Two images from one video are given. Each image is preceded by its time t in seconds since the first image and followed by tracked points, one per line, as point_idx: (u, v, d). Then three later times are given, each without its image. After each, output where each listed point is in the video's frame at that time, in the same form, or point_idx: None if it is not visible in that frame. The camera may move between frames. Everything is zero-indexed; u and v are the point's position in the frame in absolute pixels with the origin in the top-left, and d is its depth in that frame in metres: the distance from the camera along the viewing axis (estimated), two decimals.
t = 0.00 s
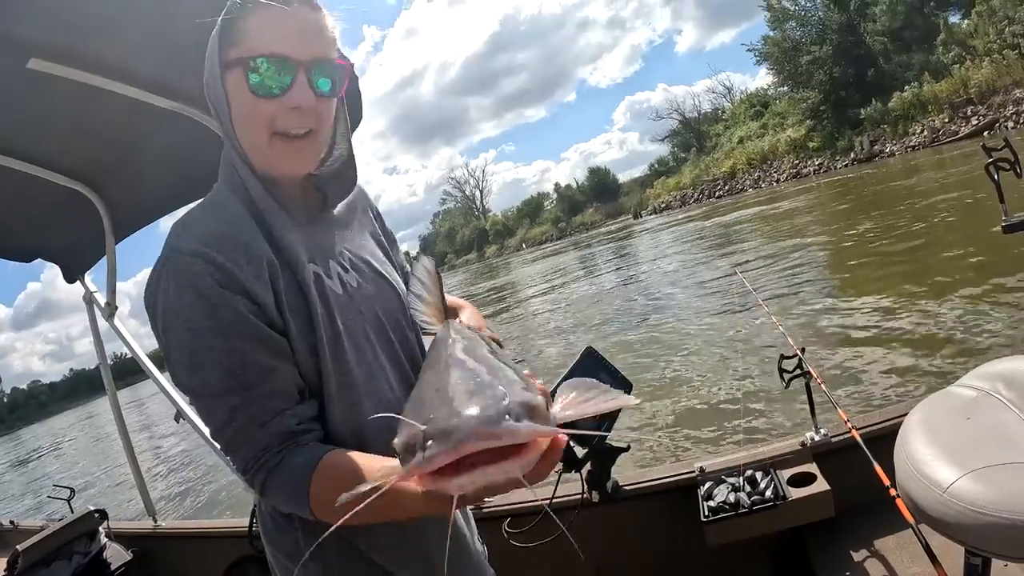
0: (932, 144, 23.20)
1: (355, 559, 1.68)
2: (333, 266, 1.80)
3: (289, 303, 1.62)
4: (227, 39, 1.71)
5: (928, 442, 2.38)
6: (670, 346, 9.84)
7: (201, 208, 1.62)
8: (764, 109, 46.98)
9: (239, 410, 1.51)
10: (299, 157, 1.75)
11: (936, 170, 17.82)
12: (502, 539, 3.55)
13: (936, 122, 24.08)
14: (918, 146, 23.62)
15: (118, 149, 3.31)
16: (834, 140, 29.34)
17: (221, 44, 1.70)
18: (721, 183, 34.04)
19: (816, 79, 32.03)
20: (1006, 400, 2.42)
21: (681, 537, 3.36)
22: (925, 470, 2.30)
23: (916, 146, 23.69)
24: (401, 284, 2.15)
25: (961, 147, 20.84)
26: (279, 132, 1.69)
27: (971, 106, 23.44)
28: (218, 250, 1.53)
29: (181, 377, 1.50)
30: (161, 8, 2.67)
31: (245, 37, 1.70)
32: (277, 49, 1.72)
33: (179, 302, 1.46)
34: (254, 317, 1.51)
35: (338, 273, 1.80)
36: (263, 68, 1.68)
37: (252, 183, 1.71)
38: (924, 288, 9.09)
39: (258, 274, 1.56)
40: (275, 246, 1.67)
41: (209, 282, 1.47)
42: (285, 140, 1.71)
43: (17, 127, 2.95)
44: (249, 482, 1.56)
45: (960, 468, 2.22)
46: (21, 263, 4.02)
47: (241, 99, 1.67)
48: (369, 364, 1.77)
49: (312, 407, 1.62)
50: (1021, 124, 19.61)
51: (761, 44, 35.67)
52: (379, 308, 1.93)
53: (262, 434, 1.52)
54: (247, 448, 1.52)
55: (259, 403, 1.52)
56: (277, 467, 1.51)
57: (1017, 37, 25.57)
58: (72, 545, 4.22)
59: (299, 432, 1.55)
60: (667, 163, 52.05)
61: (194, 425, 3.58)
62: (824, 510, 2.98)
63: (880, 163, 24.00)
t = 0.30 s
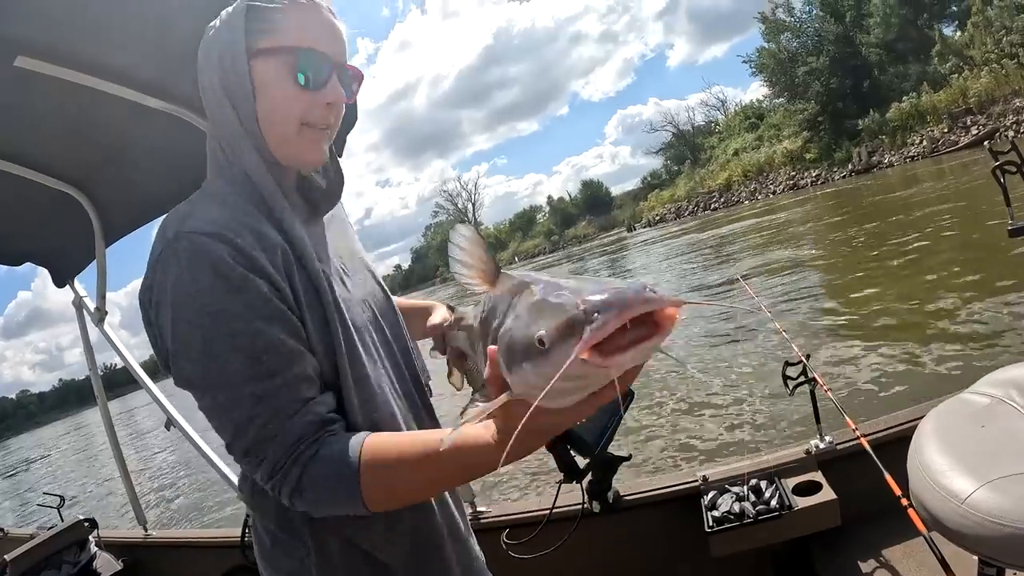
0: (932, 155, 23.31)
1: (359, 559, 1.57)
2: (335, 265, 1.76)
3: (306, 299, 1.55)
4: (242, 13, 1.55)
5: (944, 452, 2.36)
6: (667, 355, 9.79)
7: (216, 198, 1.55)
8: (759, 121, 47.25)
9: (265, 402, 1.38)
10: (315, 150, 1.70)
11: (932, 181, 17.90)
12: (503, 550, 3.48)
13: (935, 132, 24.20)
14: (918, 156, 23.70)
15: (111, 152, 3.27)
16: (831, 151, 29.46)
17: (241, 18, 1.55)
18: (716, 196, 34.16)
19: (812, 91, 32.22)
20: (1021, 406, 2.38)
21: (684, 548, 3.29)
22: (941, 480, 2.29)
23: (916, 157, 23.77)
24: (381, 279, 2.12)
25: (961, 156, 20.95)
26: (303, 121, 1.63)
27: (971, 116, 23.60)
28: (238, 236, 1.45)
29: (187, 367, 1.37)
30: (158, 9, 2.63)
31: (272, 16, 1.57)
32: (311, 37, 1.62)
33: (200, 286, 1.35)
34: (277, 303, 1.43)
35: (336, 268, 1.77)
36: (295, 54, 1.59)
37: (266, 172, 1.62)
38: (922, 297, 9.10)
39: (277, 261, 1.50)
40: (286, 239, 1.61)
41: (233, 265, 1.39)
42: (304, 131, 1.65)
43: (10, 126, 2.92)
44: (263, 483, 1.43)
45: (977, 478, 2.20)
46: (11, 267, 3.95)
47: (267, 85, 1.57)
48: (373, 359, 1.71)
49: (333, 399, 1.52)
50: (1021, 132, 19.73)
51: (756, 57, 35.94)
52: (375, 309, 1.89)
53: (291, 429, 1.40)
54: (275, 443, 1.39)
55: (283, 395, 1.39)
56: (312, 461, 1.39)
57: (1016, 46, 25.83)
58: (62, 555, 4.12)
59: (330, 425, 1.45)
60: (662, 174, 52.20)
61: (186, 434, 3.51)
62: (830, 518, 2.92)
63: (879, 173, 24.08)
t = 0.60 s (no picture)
0: (932, 166, 23.38)
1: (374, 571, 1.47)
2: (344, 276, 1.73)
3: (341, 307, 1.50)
4: (271, 16, 1.52)
5: (955, 471, 2.57)
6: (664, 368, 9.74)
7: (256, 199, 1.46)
8: (754, 133, 47.49)
9: (326, 415, 1.30)
10: (335, 160, 1.68)
11: (929, 194, 17.97)
12: (499, 565, 3.41)
13: (934, 143, 24.32)
14: (917, 167, 23.79)
15: (101, 156, 3.20)
16: (829, 163, 29.56)
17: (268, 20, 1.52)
18: (711, 209, 34.25)
19: (809, 103, 32.38)
20: None
21: (686, 563, 3.23)
22: (952, 499, 2.50)
23: (915, 168, 23.86)
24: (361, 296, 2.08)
25: (960, 167, 21.05)
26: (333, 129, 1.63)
27: (971, 126, 23.79)
28: (294, 240, 1.39)
29: (239, 381, 1.25)
30: (151, 20, 2.56)
31: (300, 22, 1.56)
32: (340, 45, 1.62)
33: (266, 290, 1.26)
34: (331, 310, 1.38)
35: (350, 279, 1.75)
36: (327, 62, 1.58)
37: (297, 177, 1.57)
38: (920, 309, 9.10)
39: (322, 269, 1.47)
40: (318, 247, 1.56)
41: (296, 267, 1.33)
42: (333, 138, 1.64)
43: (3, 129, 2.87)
44: (311, 507, 1.33)
45: (989, 497, 2.39)
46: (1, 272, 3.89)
47: (303, 88, 1.54)
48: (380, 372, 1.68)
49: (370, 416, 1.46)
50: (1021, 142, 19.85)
51: (752, 69, 36.16)
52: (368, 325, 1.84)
53: (354, 443, 1.33)
54: (341, 459, 1.31)
55: (341, 408, 1.32)
56: (378, 474, 1.35)
57: (1014, 57, 26.10)
58: (52, 566, 4.01)
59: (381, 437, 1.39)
60: (658, 186, 52.32)
61: (177, 445, 3.44)
62: (834, 534, 2.87)
63: (878, 184, 24.17)
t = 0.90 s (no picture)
0: (934, 172, 23.40)
1: None
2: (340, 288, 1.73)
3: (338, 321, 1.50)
4: (265, 23, 1.52)
5: (961, 484, 2.56)
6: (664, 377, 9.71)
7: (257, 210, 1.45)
8: (752, 141, 47.61)
9: (328, 434, 1.29)
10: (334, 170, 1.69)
11: (929, 202, 17.99)
12: None
13: (936, 150, 24.39)
14: (920, 174, 23.84)
15: (103, 161, 3.19)
16: (829, 170, 29.67)
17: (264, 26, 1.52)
18: (710, 217, 34.30)
19: (809, 110, 32.43)
20: None
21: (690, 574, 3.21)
22: (958, 510, 2.49)
23: (918, 175, 23.91)
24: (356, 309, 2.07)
25: (965, 174, 21.08)
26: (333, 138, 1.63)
27: (973, 133, 23.92)
28: (298, 250, 1.38)
29: (238, 396, 1.23)
30: (151, 22, 2.56)
31: (297, 29, 1.57)
32: (338, 54, 1.64)
33: (271, 300, 1.24)
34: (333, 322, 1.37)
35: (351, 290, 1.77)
36: (326, 71, 1.59)
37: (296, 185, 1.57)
38: (921, 318, 9.09)
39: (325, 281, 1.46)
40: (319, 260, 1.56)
41: (301, 277, 1.31)
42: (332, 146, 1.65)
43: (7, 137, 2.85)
44: (305, 530, 1.31)
45: (995, 509, 2.38)
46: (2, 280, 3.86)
47: (306, 96, 1.55)
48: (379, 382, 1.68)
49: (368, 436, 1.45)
50: None
51: (750, 77, 36.31)
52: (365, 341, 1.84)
53: (353, 465, 1.32)
54: (339, 480, 1.30)
55: (342, 426, 1.32)
56: (376, 499, 1.34)
57: (1015, 64, 26.26)
58: None
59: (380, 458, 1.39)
60: (657, 194, 52.34)
61: (177, 454, 3.41)
62: (839, 546, 2.86)
63: (879, 192, 24.24)
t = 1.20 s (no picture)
0: (942, 174, 23.34)
1: None
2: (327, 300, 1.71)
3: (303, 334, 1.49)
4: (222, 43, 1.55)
5: (970, 494, 2.55)
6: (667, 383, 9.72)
7: (207, 227, 1.46)
8: (754, 144, 47.63)
9: (258, 452, 1.28)
10: (307, 169, 1.67)
11: (933, 205, 17.98)
12: None
13: (944, 151, 24.35)
14: (927, 175, 23.77)
15: (110, 165, 3.18)
16: (834, 173, 29.64)
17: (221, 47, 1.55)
18: (712, 220, 34.26)
19: (814, 112, 32.40)
20: None
21: None
22: (967, 519, 2.49)
23: (925, 176, 23.84)
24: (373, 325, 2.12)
25: (973, 175, 21.05)
26: (292, 151, 1.61)
27: (980, 134, 23.91)
28: (240, 266, 1.37)
29: (164, 413, 1.27)
30: (152, 21, 2.57)
31: (256, 36, 1.59)
32: (300, 52, 1.64)
33: (191, 319, 1.25)
34: (276, 339, 1.35)
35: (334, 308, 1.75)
36: (283, 85, 1.59)
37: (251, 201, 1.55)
38: (925, 323, 9.09)
39: (280, 299, 1.44)
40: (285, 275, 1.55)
41: (233, 294, 1.30)
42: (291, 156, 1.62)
43: (21, 142, 2.83)
44: (245, 543, 1.33)
45: (1004, 518, 2.38)
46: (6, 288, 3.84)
47: (269, 96, 1.56)
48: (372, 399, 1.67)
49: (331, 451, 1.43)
50: None
51: (753, 79, 36.30)
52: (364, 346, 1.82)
53: (285, 486, 1.30)
54: (267, 499, 1.30)
55: (277, 445, 1.31)
56: (310, 523, 1.31)
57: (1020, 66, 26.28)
58: None
59: (324, 479, 1.36)
60: (659, 197, 52.32)
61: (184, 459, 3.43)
62: (846, 555, 2.87)
63: (886, 194, 24.18)
